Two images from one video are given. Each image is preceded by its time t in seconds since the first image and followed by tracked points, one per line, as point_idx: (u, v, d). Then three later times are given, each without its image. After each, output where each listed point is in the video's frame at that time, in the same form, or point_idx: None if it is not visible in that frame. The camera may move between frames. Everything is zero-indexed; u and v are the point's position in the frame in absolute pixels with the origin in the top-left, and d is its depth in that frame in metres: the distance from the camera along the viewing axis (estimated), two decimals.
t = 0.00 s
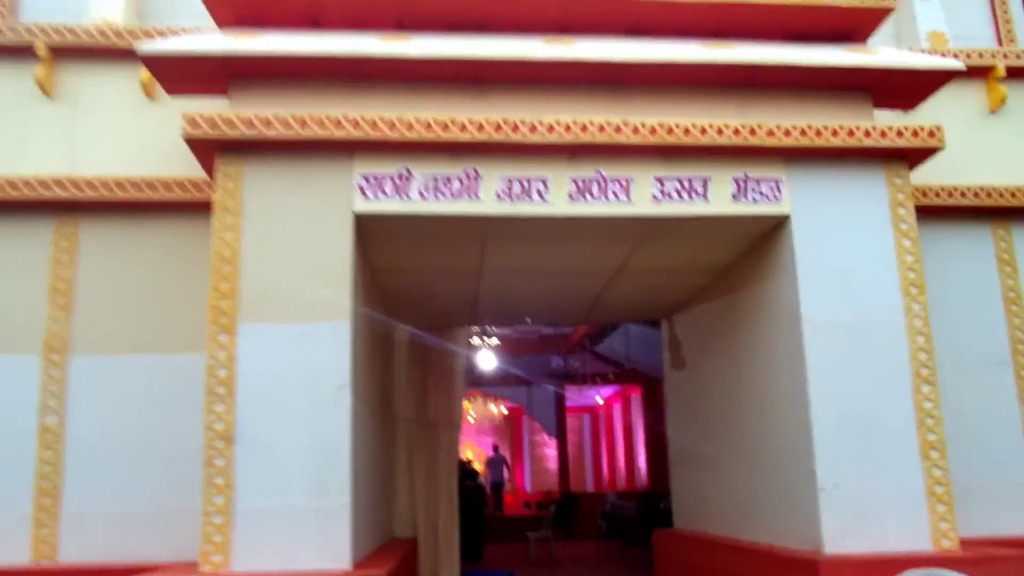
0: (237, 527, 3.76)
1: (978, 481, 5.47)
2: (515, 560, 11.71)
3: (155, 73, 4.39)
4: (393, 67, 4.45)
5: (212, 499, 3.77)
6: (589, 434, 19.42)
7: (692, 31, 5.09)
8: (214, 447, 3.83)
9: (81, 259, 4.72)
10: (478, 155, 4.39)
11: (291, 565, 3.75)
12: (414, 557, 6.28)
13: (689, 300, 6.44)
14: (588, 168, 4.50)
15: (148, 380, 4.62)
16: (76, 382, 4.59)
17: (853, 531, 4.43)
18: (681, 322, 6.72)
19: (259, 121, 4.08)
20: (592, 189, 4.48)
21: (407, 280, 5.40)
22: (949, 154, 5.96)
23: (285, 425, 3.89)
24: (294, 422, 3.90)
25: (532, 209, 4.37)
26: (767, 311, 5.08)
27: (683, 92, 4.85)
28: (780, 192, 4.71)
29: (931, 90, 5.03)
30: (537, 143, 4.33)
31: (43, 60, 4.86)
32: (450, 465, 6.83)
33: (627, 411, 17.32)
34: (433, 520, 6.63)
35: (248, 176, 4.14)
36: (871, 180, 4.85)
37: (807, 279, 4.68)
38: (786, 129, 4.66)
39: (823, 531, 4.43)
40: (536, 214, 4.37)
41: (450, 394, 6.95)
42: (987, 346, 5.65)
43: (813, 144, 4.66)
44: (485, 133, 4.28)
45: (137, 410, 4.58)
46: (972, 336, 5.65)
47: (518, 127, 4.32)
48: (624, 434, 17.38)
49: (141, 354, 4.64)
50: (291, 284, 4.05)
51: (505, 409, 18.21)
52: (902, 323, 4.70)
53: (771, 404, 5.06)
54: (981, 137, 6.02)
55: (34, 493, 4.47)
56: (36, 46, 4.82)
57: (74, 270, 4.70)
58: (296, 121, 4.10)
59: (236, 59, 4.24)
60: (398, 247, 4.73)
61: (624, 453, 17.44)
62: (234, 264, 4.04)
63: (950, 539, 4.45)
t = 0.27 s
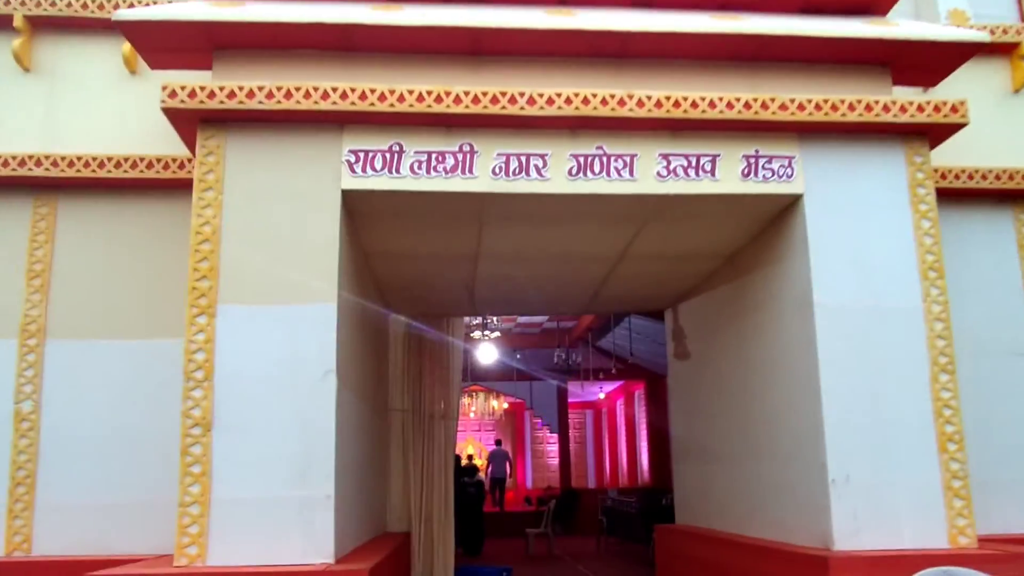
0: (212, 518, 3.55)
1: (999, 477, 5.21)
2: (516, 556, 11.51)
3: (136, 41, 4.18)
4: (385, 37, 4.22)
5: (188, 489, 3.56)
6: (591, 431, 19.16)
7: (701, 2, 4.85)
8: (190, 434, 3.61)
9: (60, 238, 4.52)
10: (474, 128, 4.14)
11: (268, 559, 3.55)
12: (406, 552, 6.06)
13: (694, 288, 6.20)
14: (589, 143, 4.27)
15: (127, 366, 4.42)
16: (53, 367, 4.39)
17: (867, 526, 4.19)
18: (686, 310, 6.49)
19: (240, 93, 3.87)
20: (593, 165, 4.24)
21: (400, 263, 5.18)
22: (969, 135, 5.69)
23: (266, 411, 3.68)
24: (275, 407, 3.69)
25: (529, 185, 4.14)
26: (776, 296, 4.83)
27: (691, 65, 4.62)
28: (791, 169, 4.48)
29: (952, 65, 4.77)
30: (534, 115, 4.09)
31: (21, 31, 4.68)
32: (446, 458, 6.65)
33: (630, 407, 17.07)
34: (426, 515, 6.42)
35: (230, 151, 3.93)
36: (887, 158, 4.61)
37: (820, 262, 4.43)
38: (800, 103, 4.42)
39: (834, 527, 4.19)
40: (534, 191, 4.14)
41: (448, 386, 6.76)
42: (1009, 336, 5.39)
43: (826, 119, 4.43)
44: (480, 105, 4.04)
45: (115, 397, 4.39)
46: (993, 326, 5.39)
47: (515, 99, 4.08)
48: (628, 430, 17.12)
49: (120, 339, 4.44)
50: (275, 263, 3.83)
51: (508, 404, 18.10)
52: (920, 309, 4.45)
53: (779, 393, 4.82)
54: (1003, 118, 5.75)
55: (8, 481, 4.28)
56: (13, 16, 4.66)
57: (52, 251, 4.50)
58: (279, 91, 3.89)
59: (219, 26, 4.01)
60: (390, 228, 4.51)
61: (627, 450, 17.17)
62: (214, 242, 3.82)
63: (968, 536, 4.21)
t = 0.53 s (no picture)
0: (184, 508, 3.36)
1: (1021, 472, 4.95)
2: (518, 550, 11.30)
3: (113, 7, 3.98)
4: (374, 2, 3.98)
5: (159, 477, 3.37)
6: (597, 425, 18.97)
7: None
8: (162, 419, 3.41)
9: (35, 215, 4.33)
10: (466, 98, 3.90)
11: (243, 551, 3.35)
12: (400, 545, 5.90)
13: (701, 274, 5.96)
14: (588, 115, 4.03)
15: (104, 349, 4.24)
16: (27, 349, 4.21)
17: (881, 521, 3.95)
18: (692, 297, 6.27)
19: (219, 58, 3.60)
20: (592, 139, 4.00)
21: (393, 244, 4.98)
22: (992, 114, 5.42)
23: (243, 395, 3.48)
24: (252, 390, 3.49)
25: (524, 159, 3.90)
26: (785, 279, 4.60)
27: (699, 35, 4.37)
28: (803, 145, 4.23)
29: (975, 36, 4.51)
30: (530, 85, 3.85)
31: None
32: (443, 449, 6.46)
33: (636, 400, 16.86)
34: (422, 508, 6.27)
35: (210, 120, 3.68)
36: (905, 134, 4.36)
37: (833, 242, 4.19)
38: (813, 73, 4.16)
39: (846, 522, 3.95)
40: (530, 165, 3.91)
41: (445, 376, 6.57)
42: None
43: (840, 91, 4.17)
44: (473, 74, 3.79)
45: (92, 381, 4.21)
46: (1016, 314, 5.12)
47: (510, 67, 3.84)
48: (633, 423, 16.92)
49: (97, 320, 4.25)
50: (254, 238, 3.61)
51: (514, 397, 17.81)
52: (939, 292, 4.20)
53: (788, 382, 4.59)
54: None
55: None
56: None
57: (27, 228, 4.31)
58: (260, 58, 3.62)
59: None
60: (379, 205, 4.29)
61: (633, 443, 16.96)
62: (190, 216, 3.60)
63: (989, 534, 3.96)
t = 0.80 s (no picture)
0: (160, 498, 3.17)
1: None
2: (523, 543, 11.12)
3: None
4: None
5: (133, 466, 3.18)
6: (604, 416, 18.78)
7: None
8: (136, 404, 3.22)
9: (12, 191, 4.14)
10: (462, 64, 3.68)
11: (222, 543, 3.16)
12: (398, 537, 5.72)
13: (709, 257, 5.74)
14: (591, 84, 3.80)
15: (84, 330, 4.07)
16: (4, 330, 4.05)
17: (899, 515, 3.73)
18: (699, 282, 6.05)
19: (197, 20, 3.39)
20: (595, 109, 3.78)
21: (388, 224, 4.79)
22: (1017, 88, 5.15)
23: (224, 379, 3.28)
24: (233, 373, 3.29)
25: (523, 129, 3.68)
26: (798, 260, 4.39)
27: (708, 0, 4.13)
28: (818, 117, 4.00)
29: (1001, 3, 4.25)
30: (530, 51, 3.62)
31: None
32: (443, 438, 6.30)
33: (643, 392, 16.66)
34: (420, 498, 6.10)
35: (189, 87, 3.48)
36: (926, 106, 4.12)
37: (850, 220, 3.96)
38: (830, 41, 3.92)
39: (863, 516, 3.73)
40: (529, 136, 3.69)
41: (445, 365, 6.43)
42: None
43: (859, 59, 3.93)
44: (469, 39, 3.56)
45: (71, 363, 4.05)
46: None
47: (508, 31, 3.61)
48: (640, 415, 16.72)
49: (77, 300, 4.09)
50: (234, 212, 3.41)
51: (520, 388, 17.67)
52: (960, 273, 3.97)
53: (800, 367, 4.38)
54: None
55: None
56: None
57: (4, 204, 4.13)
58: (241, 20, 3.41)
59: None
60: (370, 179, 4.08)
61: (640, 435, 16.77)
62: (168, 188, 3.39)
63: (1013, 528, 3.74)
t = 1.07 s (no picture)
0: (124, 487, 2.96)
1: None
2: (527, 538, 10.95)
3: None
4: None
5: (95, 453, 2.97)
6: (609, 411, 18.60)
7: None
8: (99, 385, 3.01)
9: None
10: (456, 25, 3.49)
11: (192, 534, 2.95)
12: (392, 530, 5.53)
13: (718, 241, 5.53)
14: (594, 48, 3.60)
15: (61, 307, 3.90)
16: None
17: (918, 505, 3.53)
18: (706, 266, 5.85)
19: None
20: (598, 74, 3.58)
21: (381, 199, 4.62)
22: None
23: (196, 357, 3.08)
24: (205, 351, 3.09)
25: (522, 94, 3.50)
26: (810, 240, 4.18)
27: None
28: (832, 87, 3.79)
29: None
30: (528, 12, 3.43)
31: None
32: (441, 429, 6.08)
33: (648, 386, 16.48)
34: (417, 492, 5.89)
35: (164, 45, 3.28)
36: (944, 75, 3.92)
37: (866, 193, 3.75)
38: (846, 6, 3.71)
39: (881, 509, 3.51)
40: (527, 102, 3.51)
41: (444, 353, 6.21)
42: None
43: (875, 26, 3.72)
44: None
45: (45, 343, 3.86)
46: None
47: None
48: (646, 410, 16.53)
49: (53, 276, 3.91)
50: (212, 179, 3.22)
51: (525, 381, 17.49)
52: (981, 250, 3.77)
53: (812, 351, 4.18)
54: None
55: None
56: None
57: None
58: None
59: None
60: (361, 148, 3.90)
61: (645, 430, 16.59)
62: (138, 152, 3.19)
63: None
